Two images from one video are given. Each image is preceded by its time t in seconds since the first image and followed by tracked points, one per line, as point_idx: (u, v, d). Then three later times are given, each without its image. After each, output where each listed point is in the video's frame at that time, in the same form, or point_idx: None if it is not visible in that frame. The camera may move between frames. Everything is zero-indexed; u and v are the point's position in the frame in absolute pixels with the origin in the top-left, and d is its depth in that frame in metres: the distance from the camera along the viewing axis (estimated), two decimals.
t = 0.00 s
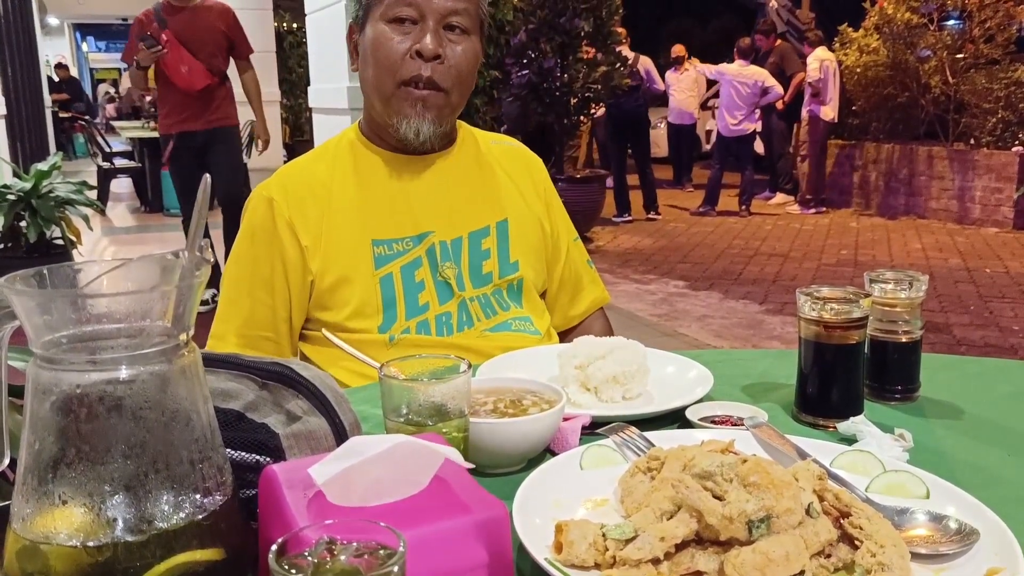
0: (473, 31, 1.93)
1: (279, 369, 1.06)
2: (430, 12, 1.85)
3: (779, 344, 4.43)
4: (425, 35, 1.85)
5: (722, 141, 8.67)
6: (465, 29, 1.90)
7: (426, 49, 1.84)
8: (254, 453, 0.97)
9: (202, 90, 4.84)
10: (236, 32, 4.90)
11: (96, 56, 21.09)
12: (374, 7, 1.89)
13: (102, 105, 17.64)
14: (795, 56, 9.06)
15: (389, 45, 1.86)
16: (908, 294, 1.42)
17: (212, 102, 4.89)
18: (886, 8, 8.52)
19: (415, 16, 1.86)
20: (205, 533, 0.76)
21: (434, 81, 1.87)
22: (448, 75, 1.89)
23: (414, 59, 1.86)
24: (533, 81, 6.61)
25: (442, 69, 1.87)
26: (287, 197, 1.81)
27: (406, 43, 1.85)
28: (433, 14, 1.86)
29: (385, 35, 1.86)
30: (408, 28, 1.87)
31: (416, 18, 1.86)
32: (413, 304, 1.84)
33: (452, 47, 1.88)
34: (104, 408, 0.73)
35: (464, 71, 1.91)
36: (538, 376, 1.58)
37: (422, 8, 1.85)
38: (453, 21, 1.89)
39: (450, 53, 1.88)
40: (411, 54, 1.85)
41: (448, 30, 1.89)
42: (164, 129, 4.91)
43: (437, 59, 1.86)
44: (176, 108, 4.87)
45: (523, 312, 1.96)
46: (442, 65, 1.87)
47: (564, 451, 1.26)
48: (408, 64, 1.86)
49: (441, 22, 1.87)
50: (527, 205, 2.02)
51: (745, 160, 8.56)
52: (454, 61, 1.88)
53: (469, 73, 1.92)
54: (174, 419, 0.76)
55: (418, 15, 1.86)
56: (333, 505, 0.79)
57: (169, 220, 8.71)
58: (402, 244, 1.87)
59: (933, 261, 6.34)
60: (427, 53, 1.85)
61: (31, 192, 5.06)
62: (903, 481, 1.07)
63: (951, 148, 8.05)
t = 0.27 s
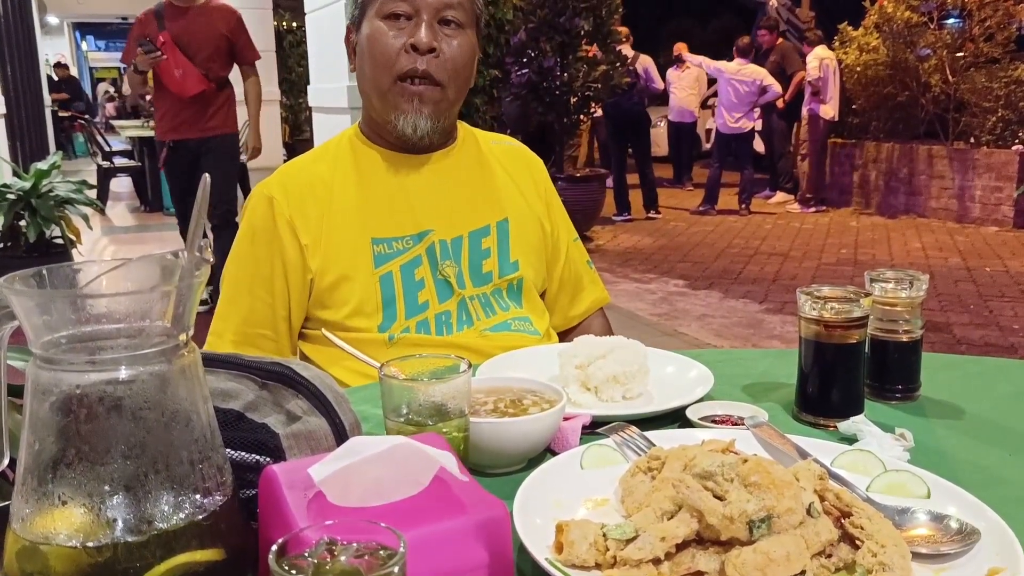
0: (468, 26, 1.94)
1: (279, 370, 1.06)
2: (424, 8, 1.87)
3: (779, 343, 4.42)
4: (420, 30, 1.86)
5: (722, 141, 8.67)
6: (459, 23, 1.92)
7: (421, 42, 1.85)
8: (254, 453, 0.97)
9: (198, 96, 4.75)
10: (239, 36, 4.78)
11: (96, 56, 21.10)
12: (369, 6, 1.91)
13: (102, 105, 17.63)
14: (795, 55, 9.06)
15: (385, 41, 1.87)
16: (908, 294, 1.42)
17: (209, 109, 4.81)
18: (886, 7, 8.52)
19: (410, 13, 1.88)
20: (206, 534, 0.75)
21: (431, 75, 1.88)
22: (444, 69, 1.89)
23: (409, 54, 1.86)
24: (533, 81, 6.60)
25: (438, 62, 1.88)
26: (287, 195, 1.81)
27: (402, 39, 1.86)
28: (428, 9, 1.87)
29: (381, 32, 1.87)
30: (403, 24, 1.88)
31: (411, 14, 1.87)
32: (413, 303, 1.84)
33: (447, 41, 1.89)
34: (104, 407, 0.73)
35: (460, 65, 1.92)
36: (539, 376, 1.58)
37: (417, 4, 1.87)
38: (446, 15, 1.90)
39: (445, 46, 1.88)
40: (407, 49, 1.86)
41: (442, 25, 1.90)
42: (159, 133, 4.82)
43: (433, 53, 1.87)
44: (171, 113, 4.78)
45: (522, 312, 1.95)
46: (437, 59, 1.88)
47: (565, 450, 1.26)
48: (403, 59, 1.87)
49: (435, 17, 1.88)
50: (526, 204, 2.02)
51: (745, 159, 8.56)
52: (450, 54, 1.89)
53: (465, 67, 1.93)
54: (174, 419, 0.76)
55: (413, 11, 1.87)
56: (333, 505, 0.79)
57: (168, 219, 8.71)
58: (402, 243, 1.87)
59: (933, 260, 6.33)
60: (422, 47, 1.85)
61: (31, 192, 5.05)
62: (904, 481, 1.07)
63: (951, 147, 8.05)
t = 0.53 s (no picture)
0: (465, 28, 1.93)
1: (280, 370, 1.06)
2: (420, 15, 1.86)
3: (779, 344, 4.43)
4: (417, 39, 1.86)
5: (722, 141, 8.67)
6: (457, 27, 1.90)
7: (419, 52, 1.85)
8: (255, 454, 0.97)
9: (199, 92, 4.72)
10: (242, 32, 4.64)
11: (97, 56, 21.15)
12: (366, 13, 1.90)
13: (102, 105, 17.64)
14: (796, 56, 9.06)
15: (383, 50, 1.87)
16: (910, 295, 1.42)
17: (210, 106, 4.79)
18: (886, 8, 8.52)
19: (407, 20, 1.87)
20: (207, 535, 0.75)
21: (430, 83, 1.88)
22: (443, 76, 1.89)
23: (408, 63, 1.86)
24: (533, 81, 6.60)
25: (436, 70, 1.88)
26: (289, 197, 1.81)
27: (400, 48, 1.86)
28: (424, 16, 1.86)
29: (379, 42, 1.87)
30: (400, 32, 1.87)
31: (407, 23, 1.86)
32: (415, 305, 1.84)
33: (445, 47, 1.89)
34: (105, 408, 0.73)
35: (459, 70, 1.91)
36: (539, 376, 1.58)
37: (413, 11, 1.86)
38: (443, 21, 1.89)
39: (443, 53, 1.88)
40: (405, 59, 1.86)
41: (439, 30, 1.89)
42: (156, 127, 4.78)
43: (431, 61, 1.87)
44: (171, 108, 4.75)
45: (524, 315, 1.95)
46: (436, 67, 1.88)
47: (566, 451, 1.26)
48: (402, 69, 1.87)
49: (432, 23, 1.87)
50: (527, 206, 2.02)
51: (745, 159, 8.56)
52: (448, 61, 1.89)
53: (464, 71, 1.92)
54: (175, 420, 0.75)
55: (409, 18, 1.86)
56: (334, 507, 0.79)
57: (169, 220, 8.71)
58: (403, 245, 1.87)
59: (933, 261, 6.34)
60: (420, 57, 1.85)
61: (31, 192, 5.05)
62: (905, 482, 1.07)
63: (951, 148, 8.05)
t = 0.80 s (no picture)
0: (449, 31, 1.91)
1: (280, 370, 1.06)
2: (400, 31, 1.84)
3: (779, 344, 4.42)
4: (401, 56, 1.85)
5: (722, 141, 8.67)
6: (439, 34, 1.88)
7: (405, 71, 1.85)
8: (256, 454, 0.97)
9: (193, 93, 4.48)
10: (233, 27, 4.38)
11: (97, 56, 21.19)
12: (349, 35, 1.89)
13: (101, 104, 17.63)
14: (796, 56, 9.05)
15: (370, 72, 1.86)
16: (911, 294, 1.41)
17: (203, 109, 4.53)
18: (886, 7, 8.52)
19: (388, 37, 1.85)
20: (207, 536, 0.75)
21: (420, 96, 1.88)
22: (433, 87, 1.89)
23: (396, 83, 1.87)
24: (533, 81, 6.59)
25: (425, 82, 1.88)
26: (290, 199, 1.81)
27: (385, 67, 1.86)
28: (403, 32, 1.84)
29: (365, 64, 1.87)
30: (383, 51, 1.87)
31: (389, 41, 1.85)
32: (416, 307, 1.84)
33: (431, 57, 1.88)
34: (105, 409, 0.73)
35: (448, 76, 1.91)
36: (540, 376, 1.58)
37: (393, 28, 1.84)
38: (426, 30, 1.87)
39: (429, 64, 1.87)
40: (392, 78, 1.86)
41: (422, 39, 1.87)
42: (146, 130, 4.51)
43: (418, 75, 1.86)
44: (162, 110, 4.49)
45: (525, 316, 1.95)
46: (424, 79, 1.87)
47: (566, 451, 1.26)
48: (391, 89, 1.87)
49: (413, 36, 1.86)
50: (528, 207, 2.02)
51: (744, 159, 8.56)
52: (435, 71, 1.88)
53: (454, 77, 1.91)
54: (175, 420, 0.75)
55: (390, 35, 1.85)
56: (334, 507, 0.79)
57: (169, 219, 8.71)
58: (405, 247, 1.87)
59: (933, 261, 6.34)
60: (408, 75, 1.85)
61: (31, 192, 5.05)
62: (905, 482, 1.07)
63: (951, 148, 8.05)
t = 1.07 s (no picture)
0: (433, 31, 1.88)
1: (280, 371, 1.06)
2: (381, 39, 1.82)
3: (779, 344, 4.43)
4: (385, 63, 1.83)
5: (722, 141, 8.67)
6: (422, 35, 1.86)
7: (390, 77, 1.82)
8: (256, 455, 0.97)
9: (175, 92, 4.18)
10: (215, 20, 4.12)
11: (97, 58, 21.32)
12: (332, 45, 1.88)
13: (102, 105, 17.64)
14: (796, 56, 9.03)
15: (356, 81, 1.85)
16: (911, 295, 1.41)
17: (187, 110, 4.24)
18: (886, 8, 8.53)
19: (370, 44, 1.83)
20: (208, 536, 0.75)
21: (408, 101, 1.86)
22: (419, 91, 1.87)
23: (382, 91, 1.85)
24: (533, 81, 6.60)
25: (411, 87, 1.86)
26: (285, 203, 1.81)
27: (371, 75, 1.84)
28: (385, 38, 1.82)
29: (350, 73, 1.85)
30: (367, 58, 1.84)
31: (372, 47, 1.83)
32: (413, 309, 1.84)
33: (415, 60, 1.85)
34: (105, 410, 0.73)
35: (435, 78, 1.89)
36: (539, 377, 1.58)
37: (375, 35, 1.82)
38: (409, 33, 1.84)
39: (414, 68, 1.85)
40: (378, 86, 1.84)
41: (404, 43, 1.85)
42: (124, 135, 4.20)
43: (403, 80, 1.84)
44: (141, 113, 4.18)
45: (522, 316, 1.95)
46: (410, 84, 1.85)
47: (566, 452, 1.26)
48: (378, 97, 1.85)
49: (395, 41, 1.83)
50: (525, 206, 2.01)
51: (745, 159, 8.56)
52: (420, 74, 1.86)
53: (440, 79, 1.89)
54: (175, 421, 0.75)
55: (372, 42, 1.82)
56: (333, 508, 0.79)
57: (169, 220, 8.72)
58: (401, 249, 1.87)
59: (933, 261, 6.35)
60: (393, 82, 1.83)
61: (31, 192, 5.05)
62: (906, 483, 1.07)
63: (951, 148, 8.05)
